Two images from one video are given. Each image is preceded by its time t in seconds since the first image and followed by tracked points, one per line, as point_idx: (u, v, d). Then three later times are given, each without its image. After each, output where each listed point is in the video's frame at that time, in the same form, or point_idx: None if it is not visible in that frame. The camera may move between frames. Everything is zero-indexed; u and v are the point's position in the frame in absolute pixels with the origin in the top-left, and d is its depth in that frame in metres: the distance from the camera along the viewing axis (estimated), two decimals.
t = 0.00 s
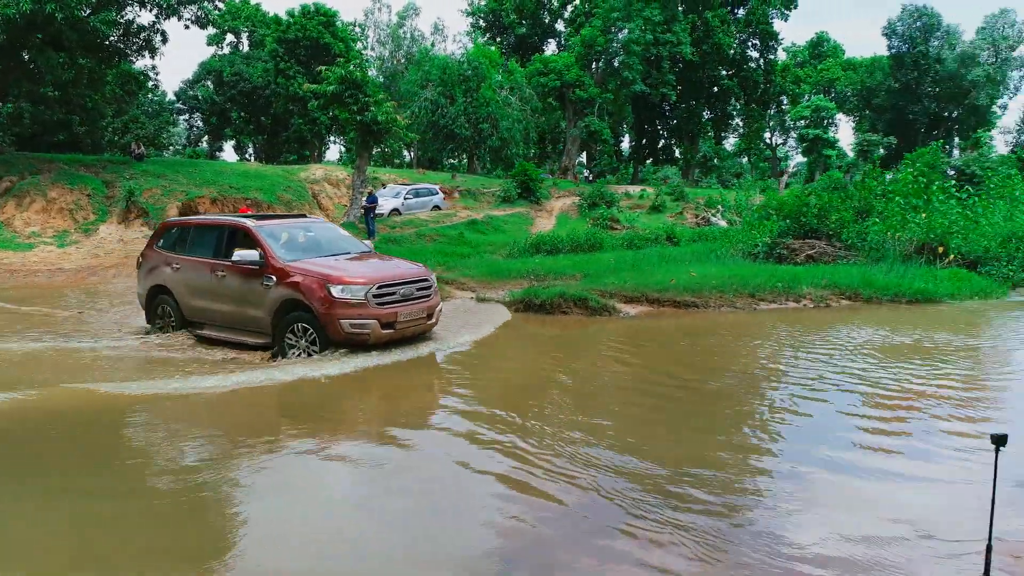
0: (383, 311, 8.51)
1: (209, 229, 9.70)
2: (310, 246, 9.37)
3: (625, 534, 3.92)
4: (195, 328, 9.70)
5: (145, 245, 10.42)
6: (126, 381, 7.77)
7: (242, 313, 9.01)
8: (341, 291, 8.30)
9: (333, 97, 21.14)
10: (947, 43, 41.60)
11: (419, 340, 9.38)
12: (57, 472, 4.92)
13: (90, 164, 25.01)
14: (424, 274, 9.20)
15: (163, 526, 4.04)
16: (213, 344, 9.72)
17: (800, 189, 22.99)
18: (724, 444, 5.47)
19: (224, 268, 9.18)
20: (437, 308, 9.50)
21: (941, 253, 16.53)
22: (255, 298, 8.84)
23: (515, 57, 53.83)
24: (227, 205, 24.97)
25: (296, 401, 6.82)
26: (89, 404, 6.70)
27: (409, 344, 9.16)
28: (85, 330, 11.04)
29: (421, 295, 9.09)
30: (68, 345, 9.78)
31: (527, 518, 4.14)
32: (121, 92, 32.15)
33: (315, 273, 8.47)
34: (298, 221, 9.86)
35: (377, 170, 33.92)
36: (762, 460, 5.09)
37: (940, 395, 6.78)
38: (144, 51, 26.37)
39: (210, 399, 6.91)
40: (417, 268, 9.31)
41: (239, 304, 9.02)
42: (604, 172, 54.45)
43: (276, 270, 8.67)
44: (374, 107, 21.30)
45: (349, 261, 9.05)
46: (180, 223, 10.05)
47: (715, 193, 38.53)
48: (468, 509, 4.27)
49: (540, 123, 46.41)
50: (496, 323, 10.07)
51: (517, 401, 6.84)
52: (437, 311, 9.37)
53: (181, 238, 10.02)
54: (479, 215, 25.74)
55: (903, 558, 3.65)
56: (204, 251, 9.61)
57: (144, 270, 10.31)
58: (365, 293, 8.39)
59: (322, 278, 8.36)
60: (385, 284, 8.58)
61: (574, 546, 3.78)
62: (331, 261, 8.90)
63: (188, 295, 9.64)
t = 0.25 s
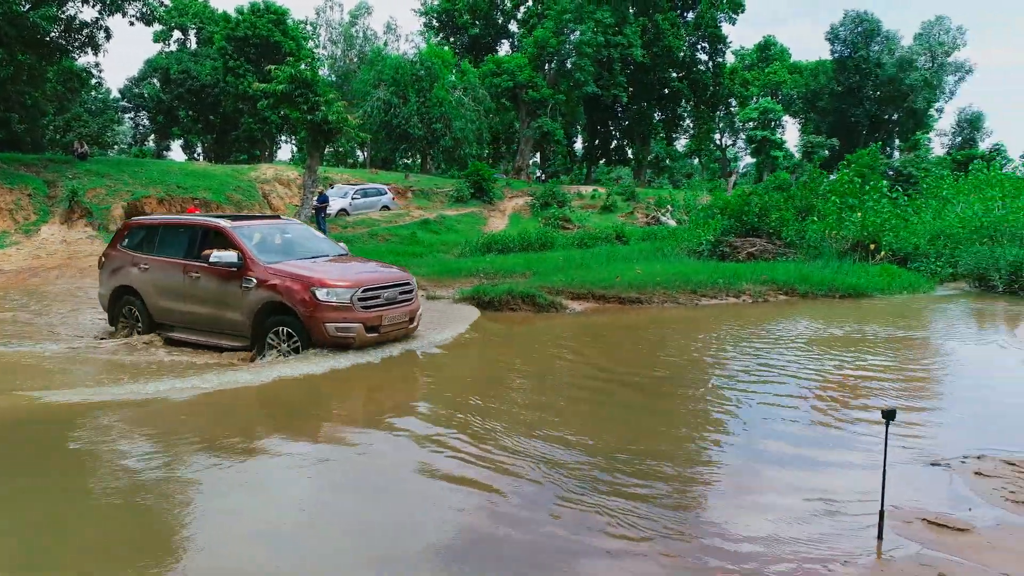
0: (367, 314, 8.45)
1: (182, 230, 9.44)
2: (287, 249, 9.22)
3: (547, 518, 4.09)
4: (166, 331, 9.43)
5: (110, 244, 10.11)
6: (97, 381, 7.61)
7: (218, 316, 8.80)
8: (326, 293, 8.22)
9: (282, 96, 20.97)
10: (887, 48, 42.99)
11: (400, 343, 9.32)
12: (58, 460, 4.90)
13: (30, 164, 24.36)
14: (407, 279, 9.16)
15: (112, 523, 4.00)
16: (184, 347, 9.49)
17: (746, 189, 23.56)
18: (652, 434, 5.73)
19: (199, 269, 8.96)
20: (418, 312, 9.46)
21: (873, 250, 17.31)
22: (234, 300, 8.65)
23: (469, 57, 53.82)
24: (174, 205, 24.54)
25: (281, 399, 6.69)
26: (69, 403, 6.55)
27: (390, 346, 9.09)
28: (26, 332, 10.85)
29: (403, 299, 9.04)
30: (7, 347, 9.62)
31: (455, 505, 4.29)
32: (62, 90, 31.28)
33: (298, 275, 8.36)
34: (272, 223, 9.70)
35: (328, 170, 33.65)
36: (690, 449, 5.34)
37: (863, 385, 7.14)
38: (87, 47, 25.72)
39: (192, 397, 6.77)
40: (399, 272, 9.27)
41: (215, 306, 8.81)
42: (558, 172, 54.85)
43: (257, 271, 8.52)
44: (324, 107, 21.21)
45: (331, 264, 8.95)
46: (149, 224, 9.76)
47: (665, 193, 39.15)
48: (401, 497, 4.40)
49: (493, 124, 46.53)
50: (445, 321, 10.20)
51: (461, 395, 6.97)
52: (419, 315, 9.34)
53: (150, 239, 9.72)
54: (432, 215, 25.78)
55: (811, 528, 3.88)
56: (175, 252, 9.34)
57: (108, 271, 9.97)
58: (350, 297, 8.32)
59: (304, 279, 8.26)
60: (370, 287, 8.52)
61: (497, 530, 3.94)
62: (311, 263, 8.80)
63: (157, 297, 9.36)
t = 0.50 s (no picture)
0: (359, 320, 8.19)
1: (162, 229, 9.04)
2: (273, 251, 8.90)
3: (478, 506, 4.23)
4: (141, 333, 8.99)
5: (80, 243, 9.59)
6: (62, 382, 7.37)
7: (202, 318, 8.42)
8: (319, 298, 7.93)
9: (229, 95, 20.77)
10: (828, 52, 44.42)
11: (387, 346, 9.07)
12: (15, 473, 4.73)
13: None
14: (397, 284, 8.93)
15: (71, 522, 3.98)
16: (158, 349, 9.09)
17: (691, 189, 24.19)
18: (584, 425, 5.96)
19: (180, 270, 8.58)
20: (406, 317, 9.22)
21: (808, 247, 18.11)
22: (218, 303, 8.31)
23: (420, 57, 53.71)
24: (118, 205, 24.09)
25: (271, 403, 6.55)
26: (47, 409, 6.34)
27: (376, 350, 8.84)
28: None
29: (393, 304, 8.80)
30: None
31: (393, 498, 4.38)
32: None
33: (288, 278, 8.07)
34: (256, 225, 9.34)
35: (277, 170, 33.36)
36: (625, 439, 5.53)
37: (791, 376, 7.53)
38: (24, 44, 25.09)
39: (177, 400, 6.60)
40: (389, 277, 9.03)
41: (198, 308, 8.44)
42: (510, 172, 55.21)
43: (244, 274, 8.20)
44: (272, 106, 21.07)
45: (320, 267, 8.67)
46: (122, 222, 9.32)
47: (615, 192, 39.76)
48: (341, 491, 4.48)
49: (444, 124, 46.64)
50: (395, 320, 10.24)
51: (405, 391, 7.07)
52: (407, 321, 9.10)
53: (124, 238, 9.27)
54: (383, 215, 25.83)
55: (729, 505, 4.10)
56: (154, 252, 8.92)
57: (76, 271, 9.45)
58: (343, 302, 8.06)
59: (296, 283, 7.97)
60: (362, 293, 8.27)
61: (431, 519, 4.05)
62: (298, 267, 8.49)
63: (133, 297, 8.92)
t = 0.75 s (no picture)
0: (357, 314, 8.21)
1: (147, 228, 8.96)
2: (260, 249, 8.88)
3: (435, 493, 4.38)
4: (127, 333, 8.93)
5: (59, 242, 9.48)
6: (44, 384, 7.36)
7: (193, 316, 8.40)
8: (316, 293, 7.93)
9: (187, 93, 20.57)
10: (785, 55, 45.33)
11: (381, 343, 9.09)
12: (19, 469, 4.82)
13: None
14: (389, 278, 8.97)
15: (40, 515, 4.04)
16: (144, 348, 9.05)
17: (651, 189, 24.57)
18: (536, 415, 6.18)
19: (170, 269, 8.54)
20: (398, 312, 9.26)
21: (761, 245, 18.73)
22: (210, 301, 8.29)
23: (383, 56, 53.45)
24: (73, 205, 23.78)
25: (268, 401, 6.55)
26: (40, 411, 6.32)
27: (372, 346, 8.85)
28: None
29: (387, 298, 8.83)
30: None
31: (353, 487, 4.51)
32: None
33: (283, 274, 8.06)
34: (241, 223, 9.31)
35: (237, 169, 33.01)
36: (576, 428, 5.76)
37: (740, 366, 7.87)
38: None
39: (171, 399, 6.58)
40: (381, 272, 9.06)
41: (188, 307, 8.41)
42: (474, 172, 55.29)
43: (238, 270, 8.18)
44: (232, 105, 20.92)
45: (311, 263, 8.67)
46: (104, 222, 9.22)
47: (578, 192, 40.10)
48: (303, 482, 4.59)
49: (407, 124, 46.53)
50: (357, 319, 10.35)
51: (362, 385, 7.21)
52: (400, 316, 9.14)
53: (107, 238, 9.18)
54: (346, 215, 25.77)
55: (666, 485, 4.34)
56: (140, 251, 8.86)
57: (56, 272, 9.32)
58: (340, 296, 8.08)
59: (292, 278, 7.97)
60: (358, 287, 8.30)
61: (390, 505, 4.20)
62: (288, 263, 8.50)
63: (118, 298, 8.85)
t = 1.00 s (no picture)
0: (352, 306, 8.29)
1: (131, 226, 8.86)
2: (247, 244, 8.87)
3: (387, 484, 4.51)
4: (111, 334, 8.80)
5: (38, 243, 9.28)
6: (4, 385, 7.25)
7: (184, 314, 8.36)
8: (311, 285, 8.00)
9: (139, 92, 20.27)
10: (740, 57, 46.21)
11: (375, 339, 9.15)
12: None
13: None
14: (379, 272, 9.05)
15: None
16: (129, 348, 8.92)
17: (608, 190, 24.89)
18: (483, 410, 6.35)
19: (157, 266, 8.47)
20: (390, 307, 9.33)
21: (711, 244, 19.37)
22: (201, 297, 8.27)
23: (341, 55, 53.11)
24: (21, 204, 23.63)
25: (265, 398, 6.59)
26: None
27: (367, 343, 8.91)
28: None
29: (379, 292, 8.91)
30: None
31: (306, 480, 4.62)
32: None
33: (277, 269, 8.12)
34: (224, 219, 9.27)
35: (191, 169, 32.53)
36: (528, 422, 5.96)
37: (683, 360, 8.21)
38: None
39: (164, 399, 6.56)
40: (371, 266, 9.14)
41: (177, 304, 8.37)
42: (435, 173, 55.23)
43: (230, 266, 8.20)
44: (186, 104, 20.69)
45: (302, 259, 8.73)
46: (87, 221, 9.09)
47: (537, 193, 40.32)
48: (259, 476, 4.67)
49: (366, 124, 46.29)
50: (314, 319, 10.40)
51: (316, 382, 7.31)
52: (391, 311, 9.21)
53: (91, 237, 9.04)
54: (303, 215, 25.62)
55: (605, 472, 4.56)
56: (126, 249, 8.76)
57: (33, 274, 9.13)
58: (335, 288, 8.15)
59: (287, 272, 8.03)
60: (352, 279, 8.38)
61: (343, 496, 4.32)
62: (278, 258, 8.53)
63: (103, 298, 8.73)
